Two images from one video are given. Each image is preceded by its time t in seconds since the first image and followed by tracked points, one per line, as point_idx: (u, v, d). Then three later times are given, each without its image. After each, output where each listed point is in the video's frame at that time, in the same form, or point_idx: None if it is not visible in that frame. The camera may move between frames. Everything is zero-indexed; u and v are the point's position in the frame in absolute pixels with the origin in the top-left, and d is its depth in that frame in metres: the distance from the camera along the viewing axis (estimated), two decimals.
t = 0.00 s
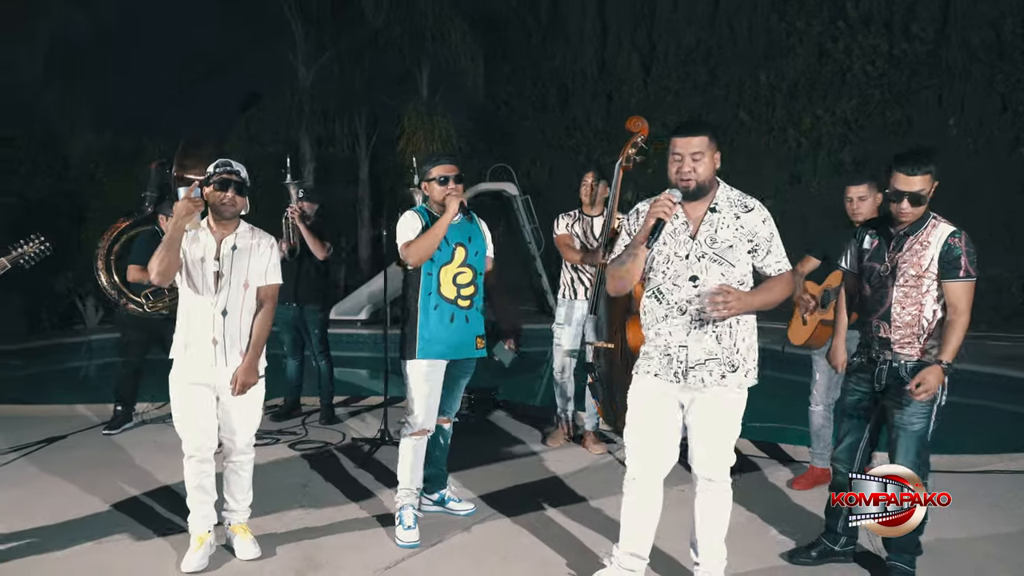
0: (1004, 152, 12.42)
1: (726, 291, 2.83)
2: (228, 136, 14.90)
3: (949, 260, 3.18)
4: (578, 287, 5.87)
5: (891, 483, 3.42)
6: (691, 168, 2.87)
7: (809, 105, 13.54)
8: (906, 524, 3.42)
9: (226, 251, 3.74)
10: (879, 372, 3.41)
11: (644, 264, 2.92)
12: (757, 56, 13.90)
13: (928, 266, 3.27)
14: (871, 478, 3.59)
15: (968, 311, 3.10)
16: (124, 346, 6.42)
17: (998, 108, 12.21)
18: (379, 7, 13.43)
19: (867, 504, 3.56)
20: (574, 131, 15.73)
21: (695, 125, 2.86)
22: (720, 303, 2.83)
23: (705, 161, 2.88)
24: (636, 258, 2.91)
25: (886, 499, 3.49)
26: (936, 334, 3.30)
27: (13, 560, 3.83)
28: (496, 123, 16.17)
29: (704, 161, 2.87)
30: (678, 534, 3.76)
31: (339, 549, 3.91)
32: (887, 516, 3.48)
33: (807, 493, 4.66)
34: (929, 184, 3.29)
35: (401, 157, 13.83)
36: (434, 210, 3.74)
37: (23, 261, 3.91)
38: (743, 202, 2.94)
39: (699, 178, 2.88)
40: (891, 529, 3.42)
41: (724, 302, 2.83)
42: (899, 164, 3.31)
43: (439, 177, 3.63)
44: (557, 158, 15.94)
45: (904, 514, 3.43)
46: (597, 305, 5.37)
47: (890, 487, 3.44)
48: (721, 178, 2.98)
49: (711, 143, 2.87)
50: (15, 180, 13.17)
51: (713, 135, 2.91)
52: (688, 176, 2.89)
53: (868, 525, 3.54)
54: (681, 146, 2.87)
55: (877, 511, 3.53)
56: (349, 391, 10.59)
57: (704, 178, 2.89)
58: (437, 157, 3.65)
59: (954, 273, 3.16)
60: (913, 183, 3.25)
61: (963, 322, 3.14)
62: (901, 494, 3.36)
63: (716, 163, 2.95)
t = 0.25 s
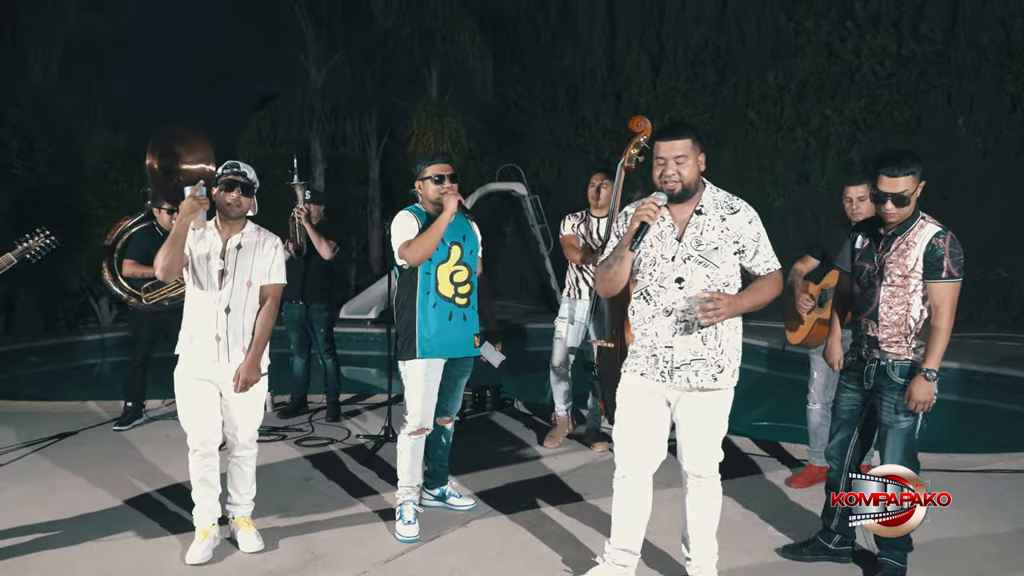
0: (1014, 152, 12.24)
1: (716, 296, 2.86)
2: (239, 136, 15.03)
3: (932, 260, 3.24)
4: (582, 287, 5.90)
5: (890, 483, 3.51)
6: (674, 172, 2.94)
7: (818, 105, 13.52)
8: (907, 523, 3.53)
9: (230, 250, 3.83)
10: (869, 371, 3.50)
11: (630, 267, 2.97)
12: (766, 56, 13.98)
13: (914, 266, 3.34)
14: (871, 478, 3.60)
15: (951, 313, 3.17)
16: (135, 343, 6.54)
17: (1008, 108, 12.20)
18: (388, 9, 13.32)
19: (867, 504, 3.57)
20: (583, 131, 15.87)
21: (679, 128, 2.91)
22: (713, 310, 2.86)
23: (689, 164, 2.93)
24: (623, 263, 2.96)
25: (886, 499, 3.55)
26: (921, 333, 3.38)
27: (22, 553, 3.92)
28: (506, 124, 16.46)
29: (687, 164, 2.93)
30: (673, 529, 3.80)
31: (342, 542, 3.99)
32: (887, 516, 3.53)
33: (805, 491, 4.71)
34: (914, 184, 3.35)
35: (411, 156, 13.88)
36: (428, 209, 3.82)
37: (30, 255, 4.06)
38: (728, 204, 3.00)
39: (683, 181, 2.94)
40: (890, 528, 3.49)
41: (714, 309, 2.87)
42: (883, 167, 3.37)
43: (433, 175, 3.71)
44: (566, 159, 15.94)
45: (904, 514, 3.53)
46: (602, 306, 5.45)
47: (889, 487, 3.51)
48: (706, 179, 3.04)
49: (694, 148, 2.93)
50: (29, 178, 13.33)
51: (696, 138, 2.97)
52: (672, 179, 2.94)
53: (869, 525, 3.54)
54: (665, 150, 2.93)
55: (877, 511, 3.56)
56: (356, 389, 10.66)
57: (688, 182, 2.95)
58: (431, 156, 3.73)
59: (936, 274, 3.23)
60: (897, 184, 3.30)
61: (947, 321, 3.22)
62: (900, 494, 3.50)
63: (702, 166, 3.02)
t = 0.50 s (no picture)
0: None
1: (678, 296, 2.87)
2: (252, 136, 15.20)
3: (921, 259, 3.29)
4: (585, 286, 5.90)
5: (890, 483, 3.52)
6: (639, 174, 2.96)
7: (826, 105, 13.71)
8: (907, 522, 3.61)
9: (235, 250, 3.91)
10: (861, 370, 3.55)
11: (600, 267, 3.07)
12: (776, 55, 14.24)
13: (903, 266, 3.40)
14: (871, 478, 3.59)
15: (942, 311, 3.22)
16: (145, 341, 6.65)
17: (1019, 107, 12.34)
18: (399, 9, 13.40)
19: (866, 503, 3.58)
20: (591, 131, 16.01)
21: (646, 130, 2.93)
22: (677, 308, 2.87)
23: (654, 166, 2.95)
24: (591, 262, 3.06)
25: (886, 499, 3.59)
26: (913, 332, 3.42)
27: (30, 543, 4.01)
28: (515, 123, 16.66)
29: (651, 165, 2.94)
30: (670, 526, 3.85)
31: (343, 536, 4.07)
32: (888, 516, 3.56)
33: (803, 490, 4.74)
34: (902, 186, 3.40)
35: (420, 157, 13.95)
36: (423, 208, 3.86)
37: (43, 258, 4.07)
38: (698, 204, 3.00)
39: (649, 182, 2.95)
40: (890, 529, 3.47)
41: (677, 308, 2.88)
42: (874, 169, 3.44)
43: (428, 175, 3.75)
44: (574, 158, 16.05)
45: (904, 514, 3.60)
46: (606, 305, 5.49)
47: (889, 487, 3.57)
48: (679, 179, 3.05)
49: (659, 149, 2.94)
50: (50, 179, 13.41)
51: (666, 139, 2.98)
52: (637, 181, 2.97)
53: (867, 524, 3.53)
54: (629, 152, 2.96)
55: (877, 511, 3.57)
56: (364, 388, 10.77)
57: (655, 183, 2.96)
58: (423, 156, 3.79)
59: (925, 273, 3.28)
60: (887, 184, 3.36)
61: (938, 321, 3.26)
62: (901, 494, 3.58)
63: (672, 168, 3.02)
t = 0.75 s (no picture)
0: None
1: (628, 292, 2.85)
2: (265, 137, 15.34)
3: (918, 260, 3.30)
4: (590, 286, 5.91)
5: (890, 483, 3.53)
6: (603, 176, 2.98)
7: (837, 105, 13.80)
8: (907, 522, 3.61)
9: (241, 252, 3.98)
10: (860, 371, 3.55)
11: (570, 271, 3.18)
12: (785, 55, 14.28)
13: (899, 267, 3.41)
14: (872, 479, 3.56)
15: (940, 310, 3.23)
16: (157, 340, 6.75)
17: None
18: (409, 10, 13.75)
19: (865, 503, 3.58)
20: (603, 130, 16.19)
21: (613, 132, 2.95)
22: (627, 305, 2.84)
23: (620, 167, 2.96)
24: (561, 263, 3.17)
25: (887, 499, 3.59)
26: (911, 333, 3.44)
27: (40, 538, 4.09)
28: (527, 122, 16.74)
29: (614, 167, 2.96)
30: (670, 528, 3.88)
31: (347, 533, 4.13)
32: (887, 516, 3.56)
33: (805, 490, 4.74)
34: (885, 193, 3.42)
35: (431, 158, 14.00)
36: (416, 210, 3.88)
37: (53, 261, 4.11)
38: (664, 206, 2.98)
39: (614, 183, 2.96)
40: (889, 529, 3.47)
41: (627, 306, 2.85)
42: (855, 179, 3.47)
43: (420, 177, 3.76)
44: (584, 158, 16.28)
45: (904, 514, 3.60)
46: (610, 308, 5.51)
47: (889, 487, 3.54)
48: (651, 183, 3.05)
49: (626, 150, 2.94)
50: (60, 181, 13.82)
51: (636, 141, 2.99)
52: (603, 181, 2.98)
53: (868, 525, 3.53)
54: (597, 154, 2.99)
55: (877, 511, 3.58)
56: (375, 386, 10.87)
57: (619, 185, 2.96)
58: (417, 159, 3.78)
59: (922, 274, 3.29)
60: (867, 196, 3.40)
61: (935, 322, 3.27)
62: (900, 494, 3.55)
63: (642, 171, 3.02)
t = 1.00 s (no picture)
0: None
1: (590, 292, 2.70)
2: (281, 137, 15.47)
3: (915, 265, 3.29)
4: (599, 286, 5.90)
5: (890, 483, 3.50)
6: (579, 179, 2.88)
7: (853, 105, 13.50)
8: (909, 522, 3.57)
9: (248, 255, 4.02)
10: (866, 374, 3.54)
11: (552, 274, 3.16)
12: (801, 55, 14.19)
13: (899, 272, 3.39)
14: (872, 479, 3.56)
15: (941, 313, 3.22)
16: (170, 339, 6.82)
17: None
18: (424, 11, 13.85)
19: (866, 503, 3.56)
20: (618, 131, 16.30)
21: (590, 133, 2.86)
22: (589, 306, 2.68)
23: (597, 169, 2.85)
24: (544, 266, 3.15)
25: (886, 499, 3.57)
26: (914, 337, 3.42)
27: (50, 535, 4.14)
28: (542, 122, 16.82)
29: (590, 169, 2.84)
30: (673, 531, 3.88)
31: (352, 532, 4.16)
32: (887, 515, 3.55)
33: (812, 492, 4.66)
34: (877, 201, 3.40)
35: (446, 159, 14.07)
36: (416, 210, 3.90)
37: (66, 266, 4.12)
38: (641, 208, 2.85)
39: (588, 183, 2.85)
40: (890, 529, 3.47)
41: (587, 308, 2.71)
42: (846, 193, 3.46)
43: (418, 177, 3.80)
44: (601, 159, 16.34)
45: (905, 513, 3.57)
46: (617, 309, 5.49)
47: (889, 487, 3.52)
48: (631, 185, 2.91)
49: (601, 152, 2.84)
50: (78, 181, 14.06)
51: (615, 143, 2.87)
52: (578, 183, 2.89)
53: (868, 525, 3.54)
54: (575, 155, 2.90)
55: (877, 510, 3.56)
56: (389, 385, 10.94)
57: (595, 188, 2.85)
58: (415, 157, 3.81)
59: (921, 278, 3.28)
60: (858, 208, 3.40)
61: (938, 324, 3.27)
62: (900, 494, 3.53)
63: (623, 172, 2.89)
